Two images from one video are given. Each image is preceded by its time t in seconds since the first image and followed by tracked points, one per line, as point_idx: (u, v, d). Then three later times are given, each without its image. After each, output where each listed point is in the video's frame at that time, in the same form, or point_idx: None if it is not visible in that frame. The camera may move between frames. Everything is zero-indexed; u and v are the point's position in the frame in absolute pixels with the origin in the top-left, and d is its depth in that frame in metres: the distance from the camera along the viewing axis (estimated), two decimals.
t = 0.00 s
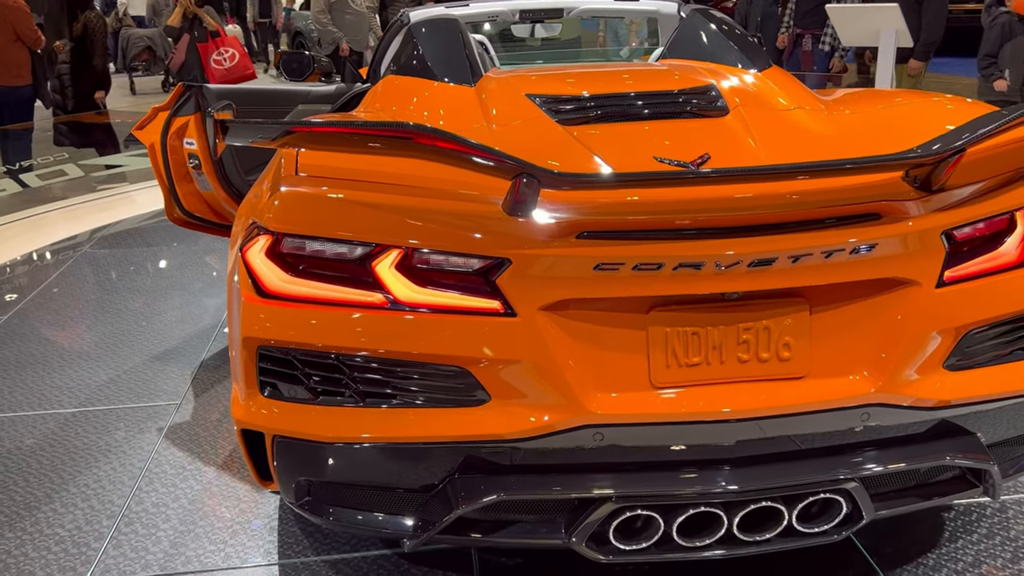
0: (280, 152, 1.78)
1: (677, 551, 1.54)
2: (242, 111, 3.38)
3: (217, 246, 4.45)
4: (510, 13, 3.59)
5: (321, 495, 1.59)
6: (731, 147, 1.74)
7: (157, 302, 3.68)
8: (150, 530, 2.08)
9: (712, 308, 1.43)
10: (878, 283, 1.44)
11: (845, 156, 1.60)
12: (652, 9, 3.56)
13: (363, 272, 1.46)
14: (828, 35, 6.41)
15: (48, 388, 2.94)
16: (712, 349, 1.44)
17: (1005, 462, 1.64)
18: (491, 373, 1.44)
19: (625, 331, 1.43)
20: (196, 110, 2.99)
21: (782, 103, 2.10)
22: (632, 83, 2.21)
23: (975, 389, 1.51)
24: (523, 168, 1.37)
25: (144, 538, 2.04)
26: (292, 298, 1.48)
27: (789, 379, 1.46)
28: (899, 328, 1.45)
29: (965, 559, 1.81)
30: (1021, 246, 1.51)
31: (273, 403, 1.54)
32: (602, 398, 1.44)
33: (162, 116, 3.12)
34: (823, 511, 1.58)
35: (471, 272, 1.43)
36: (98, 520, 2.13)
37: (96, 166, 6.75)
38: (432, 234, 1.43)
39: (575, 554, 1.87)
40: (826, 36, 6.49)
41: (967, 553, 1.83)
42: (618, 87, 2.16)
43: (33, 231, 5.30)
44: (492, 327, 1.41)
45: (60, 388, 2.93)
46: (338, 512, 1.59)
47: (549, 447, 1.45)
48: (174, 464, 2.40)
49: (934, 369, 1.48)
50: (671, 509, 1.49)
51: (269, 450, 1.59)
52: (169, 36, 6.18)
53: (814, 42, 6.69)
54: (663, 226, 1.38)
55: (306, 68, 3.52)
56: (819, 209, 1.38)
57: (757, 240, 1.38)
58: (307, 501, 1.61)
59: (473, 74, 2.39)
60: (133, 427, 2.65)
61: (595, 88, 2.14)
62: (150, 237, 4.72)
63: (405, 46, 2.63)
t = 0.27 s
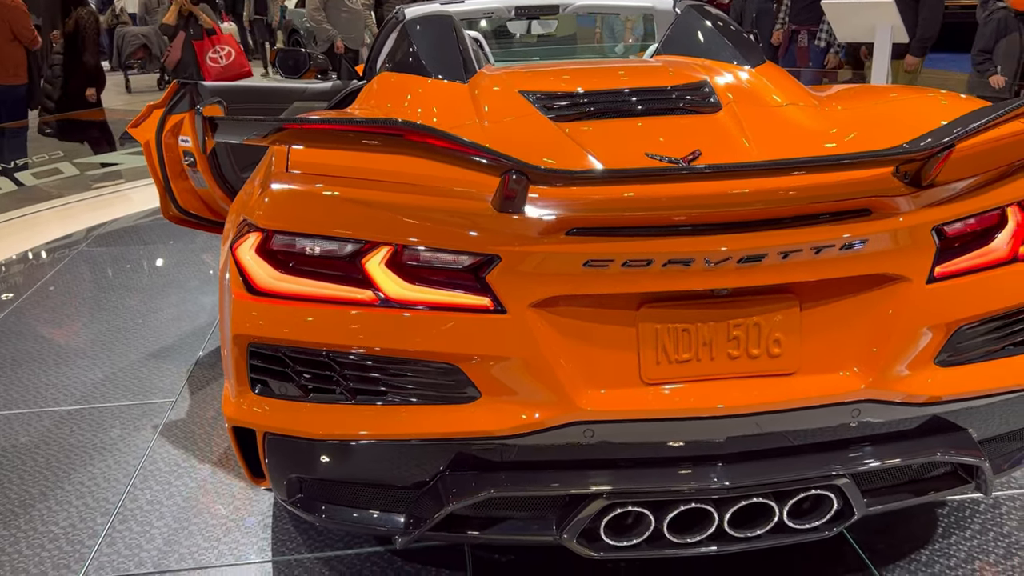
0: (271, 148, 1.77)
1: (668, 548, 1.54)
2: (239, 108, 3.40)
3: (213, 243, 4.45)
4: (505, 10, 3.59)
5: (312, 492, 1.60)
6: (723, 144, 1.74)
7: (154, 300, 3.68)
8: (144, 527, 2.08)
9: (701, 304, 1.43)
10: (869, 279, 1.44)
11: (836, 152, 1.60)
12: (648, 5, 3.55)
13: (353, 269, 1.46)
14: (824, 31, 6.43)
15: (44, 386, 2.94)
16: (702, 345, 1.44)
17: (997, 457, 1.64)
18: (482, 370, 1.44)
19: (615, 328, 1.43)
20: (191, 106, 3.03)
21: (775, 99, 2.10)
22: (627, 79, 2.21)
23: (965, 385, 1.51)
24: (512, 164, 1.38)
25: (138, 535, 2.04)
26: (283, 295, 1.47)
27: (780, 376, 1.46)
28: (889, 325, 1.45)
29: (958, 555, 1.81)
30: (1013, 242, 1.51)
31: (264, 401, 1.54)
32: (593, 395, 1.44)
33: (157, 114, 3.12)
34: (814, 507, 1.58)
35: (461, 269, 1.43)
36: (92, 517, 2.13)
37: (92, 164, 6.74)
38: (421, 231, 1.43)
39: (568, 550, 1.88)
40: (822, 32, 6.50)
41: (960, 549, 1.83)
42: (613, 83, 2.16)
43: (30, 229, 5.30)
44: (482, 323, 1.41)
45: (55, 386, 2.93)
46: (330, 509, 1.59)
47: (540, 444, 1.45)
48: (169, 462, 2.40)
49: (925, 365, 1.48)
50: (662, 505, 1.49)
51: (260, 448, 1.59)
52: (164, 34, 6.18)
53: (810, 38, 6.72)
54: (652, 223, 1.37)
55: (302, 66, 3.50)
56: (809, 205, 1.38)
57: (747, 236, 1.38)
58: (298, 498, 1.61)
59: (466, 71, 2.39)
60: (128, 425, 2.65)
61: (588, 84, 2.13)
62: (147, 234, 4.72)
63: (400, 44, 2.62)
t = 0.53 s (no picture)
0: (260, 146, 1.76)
1: (659, 545, 1.53)
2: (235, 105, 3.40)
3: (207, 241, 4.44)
4: (499, 6, 3.58)
5: (302, 491, 1.59)
6: (714, 140, 1.73)
7: (148, 299, 3.67)
8: (135, 526, 2.07)
9: (691, 302, 1.42)
10: (859, 276, 1.43)
11: (827, 148, 1.59)
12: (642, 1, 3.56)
13: (341, 268, 1.45)
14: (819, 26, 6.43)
15: (37, 385, 2.93)
16: (692, 343, 1.43)
17: (990, 453, 1.64)
18: (471, 369, 1.43)
19: (604, 325, 1.42)
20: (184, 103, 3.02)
21: (767, 94, 2.09)
22: (620, 75, 2.19)
23: (957, 381, 1.50)
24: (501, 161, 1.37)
25: (130, 534, 2.04)
26: (270, 294, 1.47)
27: (770, 373, 1.46)
28: (879, 321, 1.45)
29: (951, 551, 1.80)
30: (1004, 237, 1.50)
31: (252, 400, 1.54)
32: (582, 393, 1.43)
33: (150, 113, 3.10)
34: (805, 504, 1.57)
35: (449, 267, 1.42)
36: (84, 517, 2.13)
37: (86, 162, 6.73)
38: (409, 229, 1.42)
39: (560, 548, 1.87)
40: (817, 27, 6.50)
41: (953, 546, 1.82)
42: (606, 80, 2.15)
43: (25, 229, 5.29)
44: (470, 321, 1.40)
45: (48, 385, 2.93)
46: (321, 508, 1.59)
47: (529, 442, 1.44)
48: (162, 461, 2.40)
49: (916, 361, 1.47)
50: (653, 503, 1.49)
51: (249, 447, 1.58)
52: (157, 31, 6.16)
53: (804, 33, 6.72)
54: (641, 220, 1.37)
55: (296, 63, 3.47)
56: (798, 202, 1.37)
57: (736, 233, 1.37)
58: (289, 497, 1.60)
59: (458, 68, 2.38)
60: (121, 424, 2.64)
61: (581, 81, 2.12)
62: (141, 233, 4.71)
63: (392, 41, 2.59)
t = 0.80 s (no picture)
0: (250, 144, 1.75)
1: (654, 545, 1.52)
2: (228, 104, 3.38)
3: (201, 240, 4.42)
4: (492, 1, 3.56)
5: (294, 493, 1.58)
6: (708, 136, 1.72)
7: (142, 298, 3.65)
8: (128, 528, 2.06)
9: (684, 300, 1.41)
10: (854, 273, 1.42)
11: (821, 144, 1.58)
12: None
13: (332, 267, 1.43)
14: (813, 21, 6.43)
15: (30, 385, 2.91)
16: (686, 341, 1.42)
17: (986, 450, 1.63)
18: (463, 368, 1.42)
19: (598, 324, 1.41)
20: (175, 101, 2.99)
21: (761, 90, 2.08)
22: (613, 71, 2.18)
23: (952, 378, 1.49)
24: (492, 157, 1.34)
25: (122, 536, 2.02)
26: (261, 294, 1.45)
27: (765, 371, 1.45)
28: (874, 318, 1.44)
29: (948, 548, 1.80)
30: (1000, 233, 1.49)
31: (243, 401, 1.52)
32: (576, 392, 1.42)
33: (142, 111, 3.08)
34: (801, 502, 1.56)
35: (441, 266, 1.41)
36: (76, 519, 2.11)
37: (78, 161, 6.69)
38: (400, 228, 1.41)
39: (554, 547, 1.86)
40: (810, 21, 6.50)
41: (949, 543, 1.81)
42: (599, 75, 2.13)
43: (17, 228, 5.26)
44: (462, 321, 1.39)
45: (41, 386, 2.91)
46: (314, 509, 1.57)
47: (523, 442, 1.43)
48: (154, 461, 2.38)
49: (912, 358, 1.46)
50: (648, 503, 1.48)
51: (241, 448, 1.57)
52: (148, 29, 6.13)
53: (798, 28, 6.72)
54: (634, 218, 1.35)
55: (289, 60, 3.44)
56: (793, 198, 1.36)
57: (730, 230, 1.36)
58: (281, 498, 1.59)
59: (451, 64, 2.36)
60: (113, 424, 2.62)
61: (574, 77, 2.10)
62: (134, 232, 4.69)
63: (385, 39, 2.56)
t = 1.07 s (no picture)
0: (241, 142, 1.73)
1: (650, 544, 1.52)
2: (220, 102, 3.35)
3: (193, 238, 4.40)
4: None
5: (288, 494, 1.56)
6: (703, 132, 1.71)
7: (134, 297, 3.63)
8: (121, 530, 2.04)
9: (679, 297, 1.40)
10: (850, 269, 1.41)
11: (816, 140, 1.57)
12: None
13: (324, 267, 1.42)
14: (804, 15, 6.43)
15: (21, 386, 2.89)
16: (681, 339, 1.41)
17: (983, 445, 1.62)
18: (457, 368, 1.40)
19: (592, 322, 1.40)
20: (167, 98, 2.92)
21: (756, 85, 2.07)
22: (605, 67, 2.16)
23: (949, 375, 1.48)
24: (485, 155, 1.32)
25: (115, 538, 2.01)
26: (252, 294, 1.44)
27: (760, 368, 1.44)
28: (870, 315, 1.43)
29: (944, 544, 1.79)
30: (996, 228, 1.48)
31: (235, 402, 1.51)
32: (571, 391, 1.41)
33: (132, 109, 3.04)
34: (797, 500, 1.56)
35: (434, 265, 1.39)
36: (68, 521, 2.10)
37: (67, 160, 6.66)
38: (393, 226, 1.39)
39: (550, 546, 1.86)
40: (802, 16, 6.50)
41: (946, 539, 1.81)
42: (592, 71, 2.12)
43: (8, 228, 5.23)
44: (456, 320, 1.38)
45: (32, 387, 2.89)
46: (308, 510, 1.56)
47: (518, 442, 1.42)
48: (147, 462, 2.37)
49: (909, 354, 1.46)
50: (643, 502, 1.47)
51: (233, 449, 1.56)
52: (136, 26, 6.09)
53: (789, 22, 6.72)
54: (629, 215, 1.34)
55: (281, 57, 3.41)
56: (788, 195, 1.35)
57: (725, 227, 1.35)
58: (274, 499, 1.58)
59: (443, 60, 2.34)
60: (106, 425, 2.61)
61: (568, 73, 2.09)
62: (126, 231, 4.66)
63: (377, 36, 2.53)
